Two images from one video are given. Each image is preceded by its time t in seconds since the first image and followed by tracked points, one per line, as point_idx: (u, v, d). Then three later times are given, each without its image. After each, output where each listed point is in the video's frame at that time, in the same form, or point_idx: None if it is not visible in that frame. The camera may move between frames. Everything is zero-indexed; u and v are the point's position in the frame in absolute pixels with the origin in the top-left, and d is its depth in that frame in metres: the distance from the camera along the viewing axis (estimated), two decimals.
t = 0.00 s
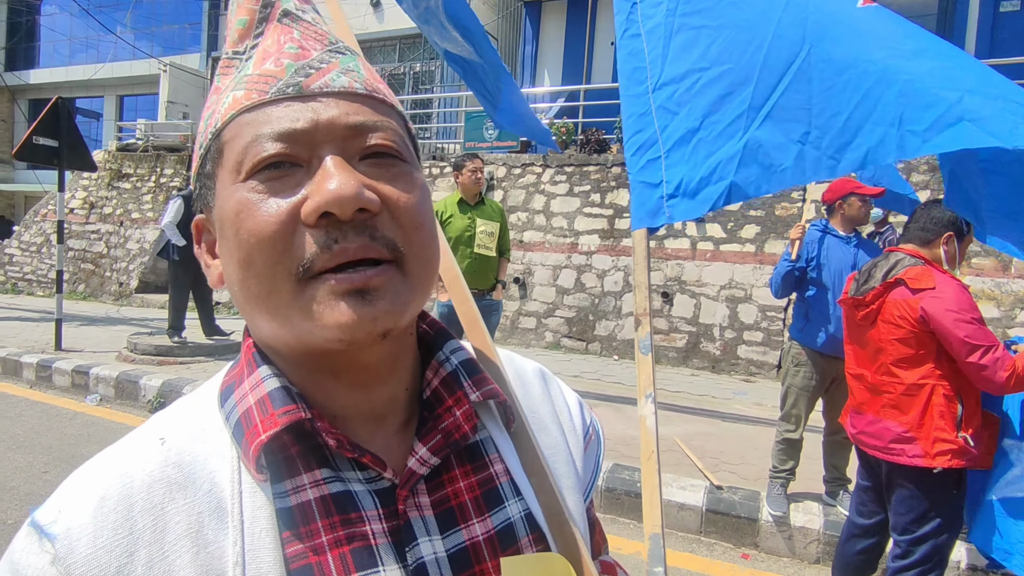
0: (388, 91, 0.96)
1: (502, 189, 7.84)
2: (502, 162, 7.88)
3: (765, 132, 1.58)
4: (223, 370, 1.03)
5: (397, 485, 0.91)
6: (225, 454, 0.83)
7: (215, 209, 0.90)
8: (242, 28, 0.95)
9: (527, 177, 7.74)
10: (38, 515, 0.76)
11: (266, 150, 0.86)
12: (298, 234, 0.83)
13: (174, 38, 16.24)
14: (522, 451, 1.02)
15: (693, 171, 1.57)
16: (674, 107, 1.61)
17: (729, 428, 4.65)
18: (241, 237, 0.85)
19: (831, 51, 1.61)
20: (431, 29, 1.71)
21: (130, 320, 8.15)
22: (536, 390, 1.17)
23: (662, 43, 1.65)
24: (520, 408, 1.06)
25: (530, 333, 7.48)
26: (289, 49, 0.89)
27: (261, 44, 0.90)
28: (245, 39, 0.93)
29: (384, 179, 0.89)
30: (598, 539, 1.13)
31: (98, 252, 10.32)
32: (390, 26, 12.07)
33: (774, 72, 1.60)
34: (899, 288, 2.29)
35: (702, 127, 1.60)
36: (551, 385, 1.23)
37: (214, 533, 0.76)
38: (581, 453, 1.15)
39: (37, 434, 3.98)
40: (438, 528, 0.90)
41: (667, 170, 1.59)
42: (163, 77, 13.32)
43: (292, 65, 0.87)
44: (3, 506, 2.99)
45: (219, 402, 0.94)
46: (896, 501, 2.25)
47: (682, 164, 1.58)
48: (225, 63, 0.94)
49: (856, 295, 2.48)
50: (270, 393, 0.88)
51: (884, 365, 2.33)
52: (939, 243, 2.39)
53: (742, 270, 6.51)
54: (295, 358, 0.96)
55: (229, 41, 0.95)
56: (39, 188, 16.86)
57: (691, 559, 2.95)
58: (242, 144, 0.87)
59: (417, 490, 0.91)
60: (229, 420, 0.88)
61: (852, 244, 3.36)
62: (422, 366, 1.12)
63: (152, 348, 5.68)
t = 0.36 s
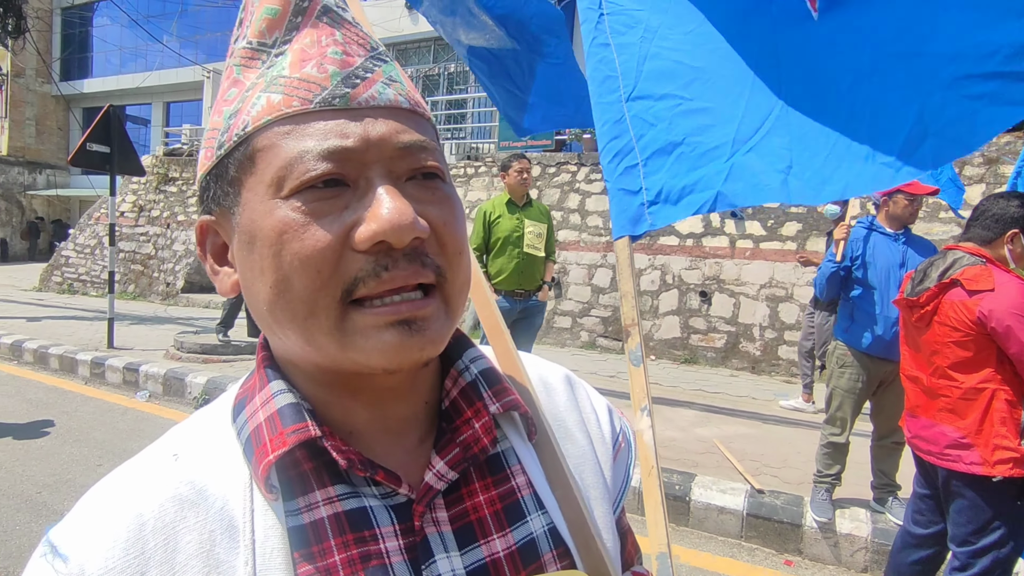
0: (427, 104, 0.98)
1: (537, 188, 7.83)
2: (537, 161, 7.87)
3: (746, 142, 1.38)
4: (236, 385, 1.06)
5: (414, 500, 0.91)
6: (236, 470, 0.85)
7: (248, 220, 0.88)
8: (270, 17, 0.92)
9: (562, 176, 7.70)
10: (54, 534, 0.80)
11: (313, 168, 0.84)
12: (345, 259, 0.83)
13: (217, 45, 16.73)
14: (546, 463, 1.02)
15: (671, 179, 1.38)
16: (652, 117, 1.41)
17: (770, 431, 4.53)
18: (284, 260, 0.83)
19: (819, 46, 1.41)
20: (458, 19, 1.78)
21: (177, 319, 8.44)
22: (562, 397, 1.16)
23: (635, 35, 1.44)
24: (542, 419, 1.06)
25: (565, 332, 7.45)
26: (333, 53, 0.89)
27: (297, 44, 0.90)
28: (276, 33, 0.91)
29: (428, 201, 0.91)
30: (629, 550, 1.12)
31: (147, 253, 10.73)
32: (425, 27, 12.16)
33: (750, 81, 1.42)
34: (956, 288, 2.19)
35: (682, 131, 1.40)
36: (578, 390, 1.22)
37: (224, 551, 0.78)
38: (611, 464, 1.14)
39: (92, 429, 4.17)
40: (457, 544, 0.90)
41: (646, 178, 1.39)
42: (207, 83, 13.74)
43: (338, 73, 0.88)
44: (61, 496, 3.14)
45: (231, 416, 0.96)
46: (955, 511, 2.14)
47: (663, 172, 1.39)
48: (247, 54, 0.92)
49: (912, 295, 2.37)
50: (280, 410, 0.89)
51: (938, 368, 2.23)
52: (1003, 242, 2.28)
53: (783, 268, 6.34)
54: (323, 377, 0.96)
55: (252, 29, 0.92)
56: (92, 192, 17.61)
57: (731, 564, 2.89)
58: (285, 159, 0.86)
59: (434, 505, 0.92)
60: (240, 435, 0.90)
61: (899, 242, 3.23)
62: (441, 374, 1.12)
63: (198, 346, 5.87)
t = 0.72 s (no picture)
0: (472, 116, 1.00)
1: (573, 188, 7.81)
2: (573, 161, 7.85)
3: (780, 125, 1.21)
4: (279, 391, 1.09)
5: (454, 505, 0.92)
6: (284, 476, 0.88)
7: (301, 228, 0.90)
8: (321, 30, 0.95)
9: (598, 176, 7.66)
10: (111, 534, 0.83)
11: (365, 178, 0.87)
12: (398, 266, 0.84)
13: (260, 53, 17.24)
14: (583, 469, 1.02)
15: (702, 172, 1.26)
16: (681, 106, 1.29)
17: (814, 435, 4.40)
18: (337, 265, 0.85)
19: (863, 28, 1.24)
20: (477, 54, 1.57)
21: (223, 320, 8.73)
22: (597, 403, 1.16)
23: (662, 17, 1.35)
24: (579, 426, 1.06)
25: (602, 333, 7.40)
26: (383, 66, 0.92)
27: (348, 56, 0.93)
28: (328, 46, 0.94)
29: (475, 210, 0.93)
30: (660, 555, 1.11)
31: (194, 256, 11.12)
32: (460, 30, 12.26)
33: (786, 56, 1.23)
34: (1020, 292, 2.08)
35: (714, 117, 1.26)
36: (611, 397, 1.22)
37: (274, 555, 0.80)
38: (645, 471, 1.13)
39: (144, 424, 4.35)
40: (495, 549, 0.91)
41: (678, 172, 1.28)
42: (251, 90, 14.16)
43: (388, 84, 0.90)
44: (117, 488, 3.29)
45: (276, 422, 0.99)
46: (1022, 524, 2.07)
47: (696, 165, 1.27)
48: (299, 67, 0.95)
49: (971, 300, 2.26)
50: (325, 417, 0.91)
51: (1001, 376, 2.13)
52: None
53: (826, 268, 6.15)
54: (366, 385, 0.98)
55: (304, 43, 0.95)
56: (144, 197, 18.36)
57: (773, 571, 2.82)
58: (333, 169, 0.88)
59: (474, 510, 0.93)
60: (286, 441, 0.92)
61: (951, 241, 3.07)
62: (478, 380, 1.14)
63: (242, 346, 6.06)
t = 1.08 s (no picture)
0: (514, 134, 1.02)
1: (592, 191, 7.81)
2: (592, 164, 7.85)
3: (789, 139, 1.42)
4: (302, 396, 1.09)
5: (475, 507, 0.92)
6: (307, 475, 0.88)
7: (344, 242, 0.90)
8: (369, 39, 0.95)
9: (617, 178, 7.64)
10: (142, 527, 0.85)
11: (412, 201, 0.87)
12: (444, 284, 0.85)
13: (281, 60, 17.48)
14: (605, 473, 1.02)
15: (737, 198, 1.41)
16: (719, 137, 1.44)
17: (838, 441, 4.32)
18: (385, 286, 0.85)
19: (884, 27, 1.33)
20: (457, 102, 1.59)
21: (245, 323, 8.86)
22: (617, 409, 1.16)
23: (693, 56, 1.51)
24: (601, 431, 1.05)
25: (621, 336, 7.36)
26: (434, 82, 0.93)
27: (398, 70, 0.93)
28: (374, 56, 0.95)
29: (513, 225, 0.95)
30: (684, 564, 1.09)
31: (217, 260, 11.31)
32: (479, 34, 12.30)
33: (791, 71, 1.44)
34: None
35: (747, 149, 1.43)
36: (632, 402, 1.21)
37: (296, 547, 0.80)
38: (667, 476, 1.12)
39: (168, 426, 4.43)
40: (515, 551, 0.91)
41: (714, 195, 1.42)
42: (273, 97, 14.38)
43: (439, 102, 0.91)
44: (142, 488, 3.35)
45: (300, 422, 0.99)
46: None
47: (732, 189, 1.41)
48: (343, 73, 0.95)
49: (1003, 299, 2.22)
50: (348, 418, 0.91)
51: None
52: None
53: (850, 270, 6.05)
54: (394, 392, 0.98)
55: (349, 50, 0.95)
56: (168, 203, 18.71)
57: None
58: (386, 190, 0.88)
59: (494, 512, 0.93)
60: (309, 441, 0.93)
61: (979, 243, 3.00)
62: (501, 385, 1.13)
63: (264, 349, 6.15)
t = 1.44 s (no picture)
0: (506, 126, 0.98)
1: (603, 190, 7.77)
2: (602, 163, 7.81)
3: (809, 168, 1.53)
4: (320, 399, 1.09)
5: (491, 510, 0.91)
6: (324, 480, 0.88)
7: (333, 241, 0.91)
8: (358, 48, 0.97)
9: (628, 177, 7.60)
10: (161, 530, 0.86)
11: (388, 194, 0.87)
12: (420, 278, 0.84)
13: (293, 62, 17.60)
14: (624, 477, 1.00)
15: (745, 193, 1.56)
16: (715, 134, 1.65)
17: (855, 440, 4.26)
18: (362, 278, 0.86)
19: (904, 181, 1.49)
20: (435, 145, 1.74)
21: (258, 324, 8.93)
22: (637, 413, 1.14)
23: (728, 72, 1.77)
24: (618, 435, 1.04)
25: (633, 336, 7.31)
26: (413, 80, 0.92)
27: (382, 72, 0.94)
28: (364, 63, 0.96)
29: (502, 222, 0.91)
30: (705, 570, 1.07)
31: (231, 261, 11.42)
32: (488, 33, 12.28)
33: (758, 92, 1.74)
34: None
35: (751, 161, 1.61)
36: (652, 405, 1.19)
37: (306, 555, 0.80)
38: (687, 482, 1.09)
39: (184, 427, 4.47)
40: (531, 555, 0.90)
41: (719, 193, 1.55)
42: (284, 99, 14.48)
43: (417, 98, 0.90)
44: (158, 489, 3.39)
45: (317, 428, 1.00)
46: None
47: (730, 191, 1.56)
48: (340, 82, 0.97)
49: None
50: (362, 422, 0.91)
51: None
52: None
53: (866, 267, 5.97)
54: (397, 392, 0.99)
55: (344, 59, 0.98)
56: (183, 205, 18.90)
57: None
58: (363, 184, 0.88)
59: (510, 516, 0.92)
60: (326, 446, 0.93)
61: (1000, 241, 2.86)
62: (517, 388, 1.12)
63: (277, 350, 6.19)
